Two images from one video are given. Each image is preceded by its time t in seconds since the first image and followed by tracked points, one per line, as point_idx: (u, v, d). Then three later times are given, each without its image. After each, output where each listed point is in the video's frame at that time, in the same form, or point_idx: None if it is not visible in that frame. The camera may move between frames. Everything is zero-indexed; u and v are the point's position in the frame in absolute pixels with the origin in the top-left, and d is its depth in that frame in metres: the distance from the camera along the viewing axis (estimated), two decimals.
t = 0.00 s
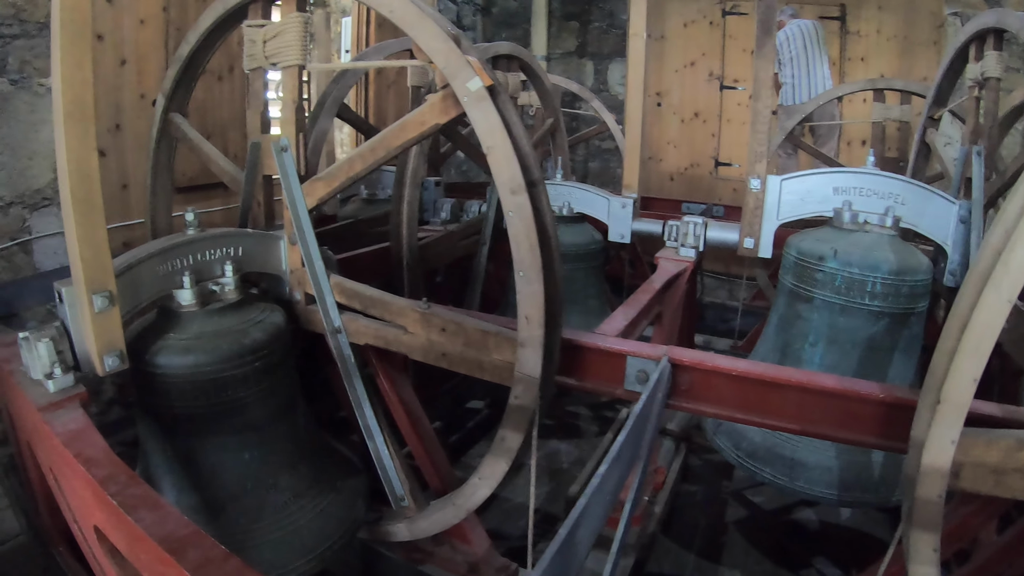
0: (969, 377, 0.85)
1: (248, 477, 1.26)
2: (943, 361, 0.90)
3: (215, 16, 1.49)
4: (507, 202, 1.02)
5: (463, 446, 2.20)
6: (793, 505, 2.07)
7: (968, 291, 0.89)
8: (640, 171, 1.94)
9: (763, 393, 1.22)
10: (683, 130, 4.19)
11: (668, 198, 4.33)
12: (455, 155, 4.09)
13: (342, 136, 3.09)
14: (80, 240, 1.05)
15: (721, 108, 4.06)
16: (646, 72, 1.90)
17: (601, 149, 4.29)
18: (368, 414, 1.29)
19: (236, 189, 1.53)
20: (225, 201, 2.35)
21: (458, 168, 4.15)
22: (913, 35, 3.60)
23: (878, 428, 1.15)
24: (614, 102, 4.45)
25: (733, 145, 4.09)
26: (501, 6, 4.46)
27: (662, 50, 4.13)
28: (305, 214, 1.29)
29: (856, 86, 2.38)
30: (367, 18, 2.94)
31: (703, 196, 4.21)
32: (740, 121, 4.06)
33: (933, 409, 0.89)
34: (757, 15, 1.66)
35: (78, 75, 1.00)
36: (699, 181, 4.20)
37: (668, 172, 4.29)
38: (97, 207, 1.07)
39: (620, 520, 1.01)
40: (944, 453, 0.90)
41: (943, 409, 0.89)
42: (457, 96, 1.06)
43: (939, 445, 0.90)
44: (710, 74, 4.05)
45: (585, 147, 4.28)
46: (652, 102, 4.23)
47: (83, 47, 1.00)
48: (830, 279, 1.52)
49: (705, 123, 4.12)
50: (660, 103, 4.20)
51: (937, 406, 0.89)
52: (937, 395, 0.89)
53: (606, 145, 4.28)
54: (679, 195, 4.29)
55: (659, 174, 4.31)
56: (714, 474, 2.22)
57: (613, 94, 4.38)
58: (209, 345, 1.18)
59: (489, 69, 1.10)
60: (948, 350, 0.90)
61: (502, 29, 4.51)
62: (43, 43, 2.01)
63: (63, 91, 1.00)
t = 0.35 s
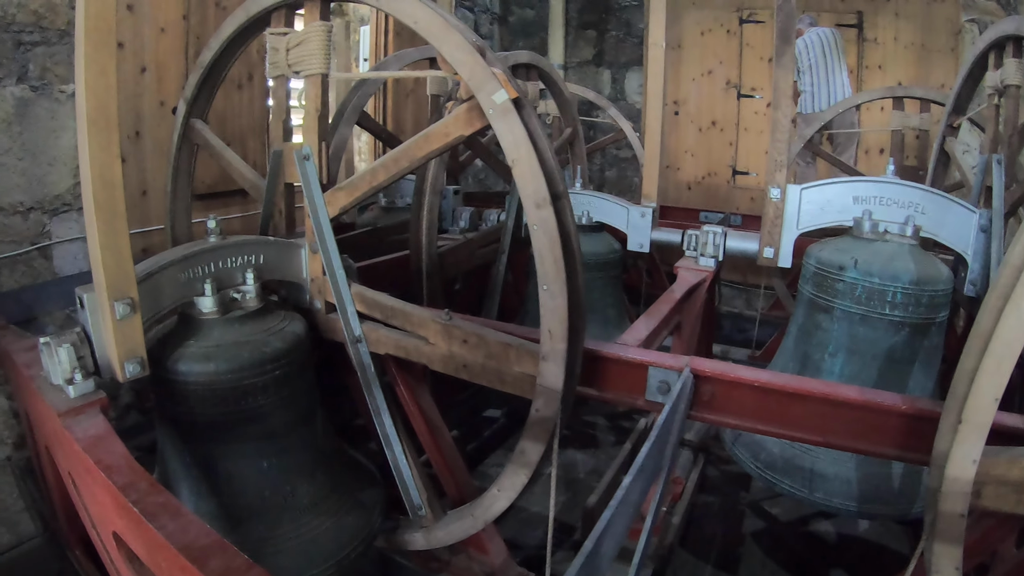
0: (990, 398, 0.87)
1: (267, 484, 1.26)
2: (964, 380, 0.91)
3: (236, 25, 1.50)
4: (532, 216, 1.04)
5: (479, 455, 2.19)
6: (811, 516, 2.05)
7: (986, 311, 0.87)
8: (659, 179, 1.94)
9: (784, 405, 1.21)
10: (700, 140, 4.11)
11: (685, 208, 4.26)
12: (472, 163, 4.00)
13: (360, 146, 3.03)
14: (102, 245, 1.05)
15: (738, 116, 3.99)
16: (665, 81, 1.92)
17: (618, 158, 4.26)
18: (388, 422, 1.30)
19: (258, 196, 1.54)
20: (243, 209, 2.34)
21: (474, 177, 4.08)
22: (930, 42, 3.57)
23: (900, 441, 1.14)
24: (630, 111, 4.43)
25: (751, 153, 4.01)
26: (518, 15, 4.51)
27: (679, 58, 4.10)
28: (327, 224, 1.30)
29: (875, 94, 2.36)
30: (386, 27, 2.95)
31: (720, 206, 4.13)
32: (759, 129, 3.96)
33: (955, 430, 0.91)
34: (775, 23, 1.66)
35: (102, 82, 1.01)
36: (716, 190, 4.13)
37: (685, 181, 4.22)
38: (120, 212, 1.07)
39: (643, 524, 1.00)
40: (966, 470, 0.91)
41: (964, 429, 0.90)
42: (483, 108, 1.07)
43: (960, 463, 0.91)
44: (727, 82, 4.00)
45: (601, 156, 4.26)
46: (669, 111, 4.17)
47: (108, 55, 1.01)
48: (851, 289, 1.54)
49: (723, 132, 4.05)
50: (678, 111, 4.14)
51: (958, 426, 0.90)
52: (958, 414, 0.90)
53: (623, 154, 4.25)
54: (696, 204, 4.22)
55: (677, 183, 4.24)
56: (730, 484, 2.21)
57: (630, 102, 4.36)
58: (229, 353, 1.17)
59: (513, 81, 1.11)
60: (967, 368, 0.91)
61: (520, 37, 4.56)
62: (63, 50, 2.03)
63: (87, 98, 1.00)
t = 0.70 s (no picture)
0: (1016, 390, 0.86)
1: (282, 484, 1.25)
2: (988, 375, 0.91)
3: (252, 24, 1.50)
4: (553, 218, 1.04)
5: (492, 456, 2.20)
6: (824, 521, 2.05)
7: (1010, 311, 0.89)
8: (675, 181, 1.94)
9: (802, 409, 1.20)
10: (714, 141, 4.11)
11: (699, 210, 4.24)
12: (487, 163, 4.00)
13: (375, 146, 3.04)
14: (120, 244, 1.04)
15: (753, 118, 3.97)
16: (682, 82, 1.92)
17: (632, 160, 4.24)
18: (404, 423, 1.32)
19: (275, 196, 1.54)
20: (257, 208, 2.35)
21: (488, 177, 4.08)
22: (946, 44, 3.55)
23: (918, 447, 1.13)
24: (644, 112, 4.41)
25: (766, 155, 3.98)
26: (532, 15, 4.47)
27: (693, 60, 4.10)
28: (344, 223, 1.30)
29: (893, 96, 2.34)
30: (401, 27, 2.95)
31: (734, 208, 4.11)
32: (773, 131, 3.94)
33: (978, 424, 0.91)
34: (793, 26, 1.66)
35: (120, 80, 1.00)
36: (730, 192, 4.11)
37: (699, 183, 4.20)
38: (138, 210, 1.07)
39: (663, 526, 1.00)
40: (986, 470, 0.91)
41: (988, 424, 0.90)
42: (504, 109, 1.06)
43: (982, 459, 0.91)
44: (742, 84, 3.98)
45: (615, 157, 4.24)
46: (684, 112, 4.17)
47: (126, 53, 1.00)
48: (867, 293, 1.55)
49: (738, 134, 4.03)
50: (692, 113, 4.14)
51: (982, 419, 0.90)
52: (982, 408, 0.90)
53: (637, 156, 4.23)
54: (710, 207, 4.20)
55: (691, 185, 4.23)
56: (742, 488, 2.21)
57: (644, 103, 4.34)
58: (246, 352, 1.17)
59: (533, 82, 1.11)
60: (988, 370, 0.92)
61: (533, 39, 4.53)
62: (79, 49, 2.04)
63: (105, 95, 1.00)
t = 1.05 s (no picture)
0: None
1: (297, 485, 1.26)
2: (1010, 370, 0.91)
3: (267, 24, 1.50)
4: (570, 218, 1.03)
5: (502, 455, 2.21)
6: (835, 523, 2.04)
7: None
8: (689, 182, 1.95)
9: (818, 414, 1.20)
10: (726, 142, 4.09)
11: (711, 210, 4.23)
12: (499, 163, 4.00)
13: (387, 145, 3.03)
14: (136, 245, 1.03)
15: (765, 119, 3.95)
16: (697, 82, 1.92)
17: (644, 160, 4.22)
18: (420, 424, 1.35)
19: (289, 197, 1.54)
20: (270, 207, 2.34)
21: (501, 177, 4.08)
22: (958, 45, 3.54)
23: (933, 452, 1.13)
24: (656, 112, 4.40)
25: (778, 155, 3.97)
26: (544, 14, 4.45)
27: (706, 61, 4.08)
28: (361, 225, 1.30)
29: (907, 97, 2.33)
30: (414, 25, 2.93)
31: (746, 209, 4.10)
32: (786, 131, 3.93)
33: (998, 419, 0.91)
34: (809, 27, 1.65)
35: (135, 80, 1.01)
36: (742, 193, 4.09)
37: (711, 183, 4.19)
38: (154, 211, 1.05)
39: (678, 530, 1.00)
40: (1002, 471, 0.91)
41: (1009, 419, 0.90)
42: (521, 109, 1.05)
43: (1001, 457, 0.90)
44: (754, 85, 3.97)
45: (627, 158, 4.23)
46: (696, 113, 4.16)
47: (143, 51, 1.00)
48: (882, 297, 1.56)
49: (750, 134, 4.02)
50: (704, 114, 4.13)
51: (1003, 414, 0.90)
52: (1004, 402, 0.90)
53: (649, 156, 4.21)
54: (722, 207, 4.19)
55: (703, 186, 4.22)
56: (753, 489, 2.21)
57: (656, 104, 4.33)
58: (262, 353, 1.17)
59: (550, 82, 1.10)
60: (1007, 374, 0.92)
61: (545, 37, 4.50)
62: (92, 48, 2.04)
63: (122, 96, 1.00)
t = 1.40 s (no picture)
0: None
1: (306, 504, 1.26)
2: (1011, 409, 0.94)
3: (274, 40, 1.50)
4: (579, 242, 1.03)
5: (506, 466, 2.24)
6: (837, 535, 2.05)
7: None
8: (694, 195, 1.97)
9: (823, 435, 1.20)
10: (730, 151, 4.09)
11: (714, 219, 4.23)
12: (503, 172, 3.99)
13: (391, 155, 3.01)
14: (144, 266, 1.02)
15: (769, 128, 3.96)
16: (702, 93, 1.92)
17: (648, 168, 4.21)
18: (428, 442, 1.35)
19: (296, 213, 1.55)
20: (274, 217, 2.35)
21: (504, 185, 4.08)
22: (962, 54, 3.54)
23: (937, 473, 1.13)
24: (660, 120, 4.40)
25: (782, 164, 3.97)
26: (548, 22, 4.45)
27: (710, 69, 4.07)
28: (368, 243, 1.31)
29: (909, 109, 2.34)
30: (419, 36, 2.93)
31: (750, 218, 4.09)
32: (789, 140, 3.93)
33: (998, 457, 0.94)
34: (815, 42, 1.66)
35: (142, 100, 1.00)
36: (746, 202, 4.09)
37: (715, 192, 4.19)
38: (162, 231, 1.04)
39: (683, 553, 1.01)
40: (1004, 501, 0.93)
41: (1008, 457, 0.93)
42: (530, 131, 1.05)
43: (1001, 490, 0.92)
44: (758, 94, 3.96)
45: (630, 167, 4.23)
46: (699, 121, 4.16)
47: (148, 70, 1.00)
48: (886, 313, 1.56)
49: (753, 144, 4.02)
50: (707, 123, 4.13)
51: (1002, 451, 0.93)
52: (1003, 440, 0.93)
53: (653, 164, 4.20)
54: (725, 216, 4.19)
55: (706, 195, 4.22)
56: (756, 500, 2.22)
57: (660, 112, 4.32)
58: (270, 373, 1.17)
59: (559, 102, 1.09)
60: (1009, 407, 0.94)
61: (548, 45, 4.44)
62: (97, 57, 2.04)
63: (129, 117, 0.99)
